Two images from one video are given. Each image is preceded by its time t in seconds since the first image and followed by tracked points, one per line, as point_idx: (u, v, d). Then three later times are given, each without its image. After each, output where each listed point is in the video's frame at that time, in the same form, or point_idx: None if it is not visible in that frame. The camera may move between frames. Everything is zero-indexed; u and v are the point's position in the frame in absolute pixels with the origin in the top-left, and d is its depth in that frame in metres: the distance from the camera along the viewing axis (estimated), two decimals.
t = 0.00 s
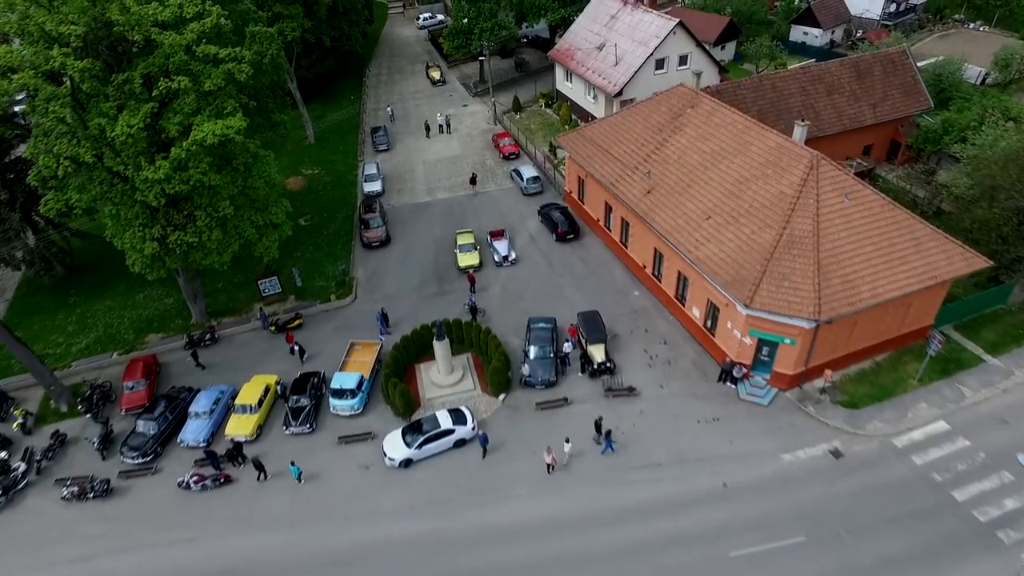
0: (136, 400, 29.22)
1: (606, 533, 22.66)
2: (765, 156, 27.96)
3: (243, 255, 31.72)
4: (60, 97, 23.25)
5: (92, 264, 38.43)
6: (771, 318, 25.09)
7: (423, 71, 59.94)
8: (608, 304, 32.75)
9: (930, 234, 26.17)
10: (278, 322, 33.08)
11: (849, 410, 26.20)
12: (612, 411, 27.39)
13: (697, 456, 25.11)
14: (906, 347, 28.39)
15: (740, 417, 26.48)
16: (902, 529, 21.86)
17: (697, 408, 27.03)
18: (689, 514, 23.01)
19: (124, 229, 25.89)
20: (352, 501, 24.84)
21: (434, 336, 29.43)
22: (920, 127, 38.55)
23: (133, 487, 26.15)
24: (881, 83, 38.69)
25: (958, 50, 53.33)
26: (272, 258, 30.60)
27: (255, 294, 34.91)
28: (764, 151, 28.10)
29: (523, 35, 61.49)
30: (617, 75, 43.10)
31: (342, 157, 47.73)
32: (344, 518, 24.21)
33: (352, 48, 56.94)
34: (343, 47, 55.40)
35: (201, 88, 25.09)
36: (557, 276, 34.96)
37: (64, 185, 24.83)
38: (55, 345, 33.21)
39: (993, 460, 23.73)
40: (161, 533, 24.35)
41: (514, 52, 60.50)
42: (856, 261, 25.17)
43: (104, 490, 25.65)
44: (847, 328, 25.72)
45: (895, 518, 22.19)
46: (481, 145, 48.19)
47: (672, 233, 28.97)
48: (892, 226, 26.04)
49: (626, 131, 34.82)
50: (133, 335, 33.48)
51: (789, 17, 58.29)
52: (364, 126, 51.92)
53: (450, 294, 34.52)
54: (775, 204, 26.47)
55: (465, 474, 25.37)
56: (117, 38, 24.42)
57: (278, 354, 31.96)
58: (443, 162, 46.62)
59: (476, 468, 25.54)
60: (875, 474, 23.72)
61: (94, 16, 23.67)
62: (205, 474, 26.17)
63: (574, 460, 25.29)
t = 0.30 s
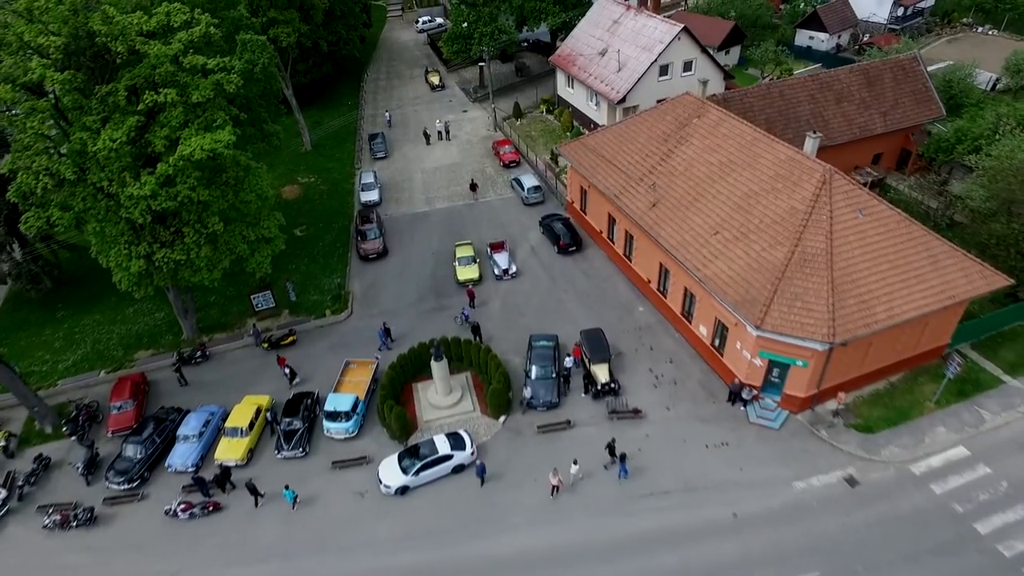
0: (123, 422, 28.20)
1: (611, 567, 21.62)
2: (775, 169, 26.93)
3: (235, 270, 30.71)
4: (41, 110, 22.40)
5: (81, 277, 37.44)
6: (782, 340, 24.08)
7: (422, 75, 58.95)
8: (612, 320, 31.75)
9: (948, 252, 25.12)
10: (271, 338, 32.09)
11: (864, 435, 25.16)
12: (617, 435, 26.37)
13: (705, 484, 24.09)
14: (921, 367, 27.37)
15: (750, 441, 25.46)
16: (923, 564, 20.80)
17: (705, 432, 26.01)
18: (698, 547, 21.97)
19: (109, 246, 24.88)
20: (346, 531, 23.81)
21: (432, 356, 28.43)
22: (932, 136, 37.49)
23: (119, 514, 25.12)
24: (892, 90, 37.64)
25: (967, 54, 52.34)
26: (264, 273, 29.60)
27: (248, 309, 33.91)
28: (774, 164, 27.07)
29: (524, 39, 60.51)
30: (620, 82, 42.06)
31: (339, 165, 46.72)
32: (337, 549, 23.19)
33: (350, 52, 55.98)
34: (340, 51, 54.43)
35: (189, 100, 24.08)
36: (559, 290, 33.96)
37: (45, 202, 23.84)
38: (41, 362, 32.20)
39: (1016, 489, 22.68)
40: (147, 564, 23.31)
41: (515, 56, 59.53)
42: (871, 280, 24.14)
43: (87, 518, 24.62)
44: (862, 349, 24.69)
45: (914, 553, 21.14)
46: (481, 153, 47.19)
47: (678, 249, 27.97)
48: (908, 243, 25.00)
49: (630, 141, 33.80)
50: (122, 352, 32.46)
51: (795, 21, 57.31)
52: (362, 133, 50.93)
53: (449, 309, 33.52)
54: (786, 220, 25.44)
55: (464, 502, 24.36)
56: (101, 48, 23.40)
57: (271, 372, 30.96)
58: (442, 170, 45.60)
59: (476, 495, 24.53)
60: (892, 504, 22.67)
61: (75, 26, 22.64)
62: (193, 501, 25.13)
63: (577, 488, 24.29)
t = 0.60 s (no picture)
0: (109, 444, 27.22)
1: None
2: (784, 182, 25.98)
3: (225, 285, 29.74)
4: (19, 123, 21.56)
5: (69, 289, 36.46)
6: (793, 361, 23.12)
7: (420, 80, 58.00)
8: (614, 336, 30.81)
9: (963, 269, 24.19)
10: (263, 355, 31.15)
11: (877, 459, 24.17)
12: (620, 458, 25.42)
13: (713, 511, 23.13)
14: (935, 387, 26.43)
15: (759, 465, 24.49)
16: None
17: (711, 456, 25.05)
18: None
19: (92, 263, 23.91)
20: (338, 561, 22.83)
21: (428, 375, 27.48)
22: (942, 144, 36.51)
23: (102, 542, 24.15)
24: (901, 97, 36.66)
25: (974, 59, 51.42)
26: (255, 289, 28.65)
27: (239, 324, 32.96)
28: (784, 177, 26.11)
29: (523, 42, 59.55)
30: (622, 88, 41.09)
31: (335, 173, 45.75)
32: None
33: (347, 57, 55.05)
34: (337, 56, 53.50)
35: (175, 113, 23.12)
36: (560, 304, 33.05)
37: (24, 219, 22.89)
38: (25, 379, 31.20)
39: None
40: None
41: (514, 60, 58.62)
42: (884, 299, 23.20)
43: (69, 547, 23.63)
44: (875, 371, 23.75)
45: None
46: (480, 160, 46.24)
47: (683, 265, 27.02)
48: (923, 260, 24.07)
49: (633, 150, 32.84)
50: (109, 369, 31.46)
51: (798, 25, 56.41)
52: (358, 139, 49.99)
53: (446, 324, 32.57)
54: (796, 236, 24.48)
55: (461, 531, 23.40)
56: (81, 59, 22.40)
57: (262, 391, 30.00)
58: (440, 178, 44.63)
59: (474, 523, 23.58)
60: (908, 534, 21.69)
61: (54, 36, 21.66)
62: (179, 529, 24.15)
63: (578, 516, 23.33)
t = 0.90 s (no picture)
0: (93, 466, 26.28)
1: None
2: (792, 196, 25.06)
3: (215, 300, 28.80)
4: None
5: (57, 302, 35.51)
6: (803, 384, 22.19)
7: (418, 85, 57.06)
8: (616, 353, 29.89)
9: (981, 286, 23.23)
10: (254, 372, 30.21)
11: (890, 484, 23.21)
12: (623, 482, 24.48)
13: (720, 540, 22.18)
14: (950, 408, 25.47)
15: (767, 490, 23.54)
16: None
17: (718, 480, 24.12)
18: None
19: (74, 281, 22.96)
20: None
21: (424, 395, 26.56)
22: (952, 152, 35.51)
23: (84, 572, 23.20)
24: (910, 104, 35.66)
25: (982, 64, 50.40)
26: (246, 305, 27.71)
27: (230, 339, 32.00)
28: (792, 191, 25.19)
29: (523, 46, 58.56)
30: (624, 94, 40.15)
31: (330, 180, 44.80)
32: None
33: (343, 61, 54.14)
34: (333, 60, 52.60)
35: (159, 125, 22.17)
36: (560, 319, 32.13)
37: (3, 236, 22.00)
38: (9, 397, 30.24)
39: None
40: None
41: (513, 65, 57.65)
42: (898, 319, 22.27)
43: None
44: (889, 393, 22.81)
45: None
46: (478, 167, 45.29)
47: (688, 281, 26.10)
48: (938, 277, 23.13)
49: (635, 160, 31.91)
50: (96, 386, 30.48)
51: (802, 29, 55.41)
52: (355, 145, 49.07)
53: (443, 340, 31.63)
54: (806, 253, 23.56)
55: (458, 560, 22.45)
56: (61, 70, 21.48)
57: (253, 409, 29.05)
58: (438, 186, 43.68)
59: (471, 552, 22.64)
60: (925, 566, 20.72)
61: (31, 46, 20.73)
62: (164, 558, 23.18)
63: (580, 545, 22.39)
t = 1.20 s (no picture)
0: (76, 489, 25.40)
1: None
2: (801, 210, 24.18)
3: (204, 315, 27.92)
4: None
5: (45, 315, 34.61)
6: (813, 408, 21.30)
7: (416, 89, 56.18)
8: (618, 370, 29.02)
9: (998, 305, 22.33)
10: (245, 389, 29.34)
11: (904, 511, 22.32)
12: (625, 507, 23.60)
13: (727, 570, 21.29)
14: (964, 429, 24.58)
15: (775, 517, 22.66)
16: None
17: (724, 506, 23.24)
18: None
19: (55, 299, 22.06)
20: None
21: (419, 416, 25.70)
22: (962, 161, 34.55)
23: None
24: (920, 111, 34.71)
25: (990, 68, 49.46)
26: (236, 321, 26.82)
27: (221, 354, 31.12)
28: (801, 204, 24.31)
29: (523, 49, 57.47)
30: (626, 101, 39.27)
31: (326, 188, 43.92)
32: None
33: (340, 65, 53.28)
34: (330, 64, 51.79)
35: (143, 138, 21.26)
36: (560, 333, 31.27)
37: None
38: None
39: None
40: None
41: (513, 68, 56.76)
42: (912, 339, 21.37)
43: None
44: (902, 417, 21.92)
45: None
46: (477, 174, 44.43)
47: (693, 298, 25.21)
48: (953, 296, 22.23)
49: (638, 170, 31.02)
50: (82, 403, 29.56)
51: (807, 33, 54.48)
52: (351, 151, 48.18)
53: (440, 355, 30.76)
54: (816, 270, 22.67)
55: None
56: (39, 81, 20.57)
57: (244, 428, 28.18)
58: (436, 193, 42.79)
59: None
60: None
61: (8, 57, 19.82)
62: None
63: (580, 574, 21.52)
